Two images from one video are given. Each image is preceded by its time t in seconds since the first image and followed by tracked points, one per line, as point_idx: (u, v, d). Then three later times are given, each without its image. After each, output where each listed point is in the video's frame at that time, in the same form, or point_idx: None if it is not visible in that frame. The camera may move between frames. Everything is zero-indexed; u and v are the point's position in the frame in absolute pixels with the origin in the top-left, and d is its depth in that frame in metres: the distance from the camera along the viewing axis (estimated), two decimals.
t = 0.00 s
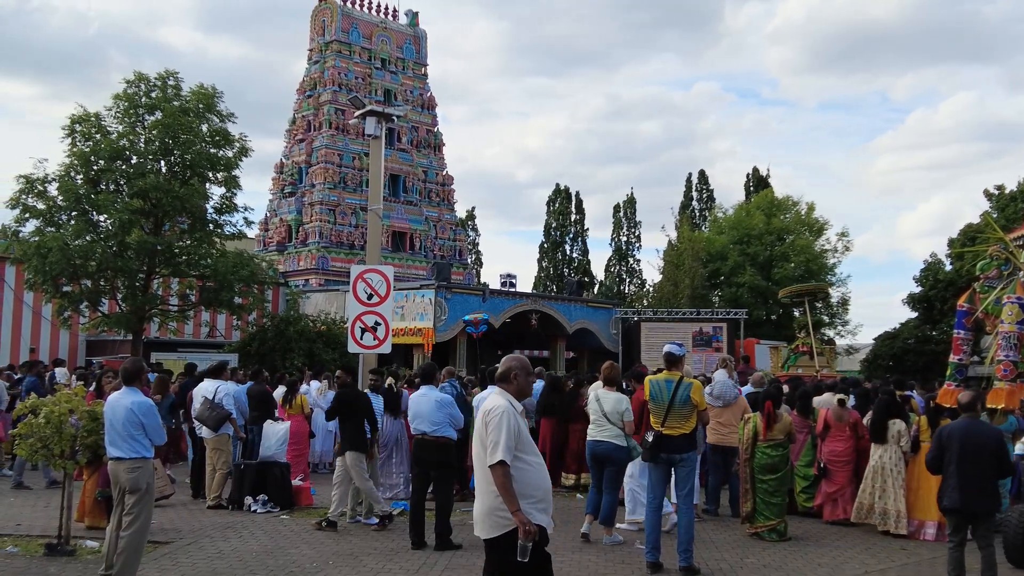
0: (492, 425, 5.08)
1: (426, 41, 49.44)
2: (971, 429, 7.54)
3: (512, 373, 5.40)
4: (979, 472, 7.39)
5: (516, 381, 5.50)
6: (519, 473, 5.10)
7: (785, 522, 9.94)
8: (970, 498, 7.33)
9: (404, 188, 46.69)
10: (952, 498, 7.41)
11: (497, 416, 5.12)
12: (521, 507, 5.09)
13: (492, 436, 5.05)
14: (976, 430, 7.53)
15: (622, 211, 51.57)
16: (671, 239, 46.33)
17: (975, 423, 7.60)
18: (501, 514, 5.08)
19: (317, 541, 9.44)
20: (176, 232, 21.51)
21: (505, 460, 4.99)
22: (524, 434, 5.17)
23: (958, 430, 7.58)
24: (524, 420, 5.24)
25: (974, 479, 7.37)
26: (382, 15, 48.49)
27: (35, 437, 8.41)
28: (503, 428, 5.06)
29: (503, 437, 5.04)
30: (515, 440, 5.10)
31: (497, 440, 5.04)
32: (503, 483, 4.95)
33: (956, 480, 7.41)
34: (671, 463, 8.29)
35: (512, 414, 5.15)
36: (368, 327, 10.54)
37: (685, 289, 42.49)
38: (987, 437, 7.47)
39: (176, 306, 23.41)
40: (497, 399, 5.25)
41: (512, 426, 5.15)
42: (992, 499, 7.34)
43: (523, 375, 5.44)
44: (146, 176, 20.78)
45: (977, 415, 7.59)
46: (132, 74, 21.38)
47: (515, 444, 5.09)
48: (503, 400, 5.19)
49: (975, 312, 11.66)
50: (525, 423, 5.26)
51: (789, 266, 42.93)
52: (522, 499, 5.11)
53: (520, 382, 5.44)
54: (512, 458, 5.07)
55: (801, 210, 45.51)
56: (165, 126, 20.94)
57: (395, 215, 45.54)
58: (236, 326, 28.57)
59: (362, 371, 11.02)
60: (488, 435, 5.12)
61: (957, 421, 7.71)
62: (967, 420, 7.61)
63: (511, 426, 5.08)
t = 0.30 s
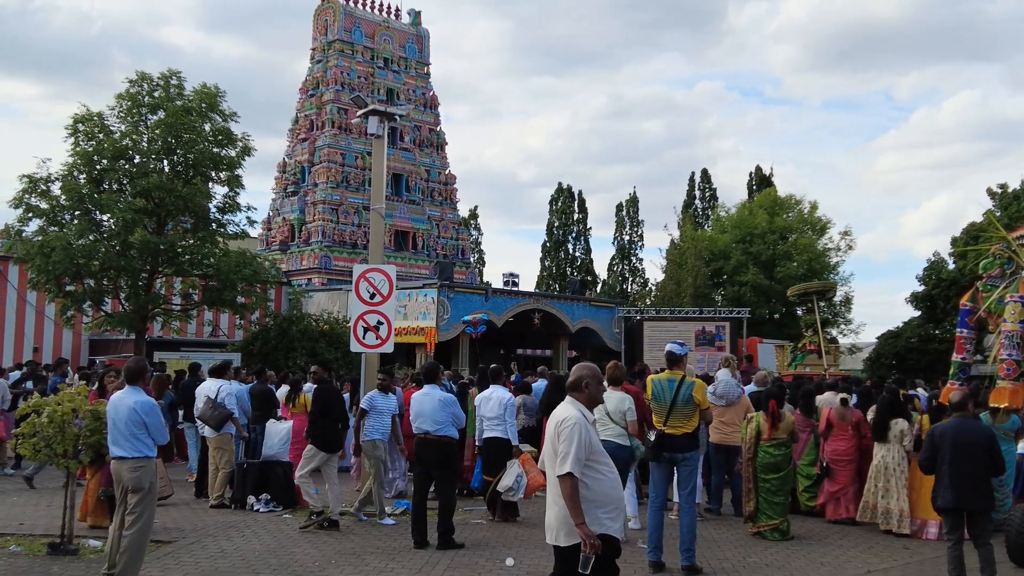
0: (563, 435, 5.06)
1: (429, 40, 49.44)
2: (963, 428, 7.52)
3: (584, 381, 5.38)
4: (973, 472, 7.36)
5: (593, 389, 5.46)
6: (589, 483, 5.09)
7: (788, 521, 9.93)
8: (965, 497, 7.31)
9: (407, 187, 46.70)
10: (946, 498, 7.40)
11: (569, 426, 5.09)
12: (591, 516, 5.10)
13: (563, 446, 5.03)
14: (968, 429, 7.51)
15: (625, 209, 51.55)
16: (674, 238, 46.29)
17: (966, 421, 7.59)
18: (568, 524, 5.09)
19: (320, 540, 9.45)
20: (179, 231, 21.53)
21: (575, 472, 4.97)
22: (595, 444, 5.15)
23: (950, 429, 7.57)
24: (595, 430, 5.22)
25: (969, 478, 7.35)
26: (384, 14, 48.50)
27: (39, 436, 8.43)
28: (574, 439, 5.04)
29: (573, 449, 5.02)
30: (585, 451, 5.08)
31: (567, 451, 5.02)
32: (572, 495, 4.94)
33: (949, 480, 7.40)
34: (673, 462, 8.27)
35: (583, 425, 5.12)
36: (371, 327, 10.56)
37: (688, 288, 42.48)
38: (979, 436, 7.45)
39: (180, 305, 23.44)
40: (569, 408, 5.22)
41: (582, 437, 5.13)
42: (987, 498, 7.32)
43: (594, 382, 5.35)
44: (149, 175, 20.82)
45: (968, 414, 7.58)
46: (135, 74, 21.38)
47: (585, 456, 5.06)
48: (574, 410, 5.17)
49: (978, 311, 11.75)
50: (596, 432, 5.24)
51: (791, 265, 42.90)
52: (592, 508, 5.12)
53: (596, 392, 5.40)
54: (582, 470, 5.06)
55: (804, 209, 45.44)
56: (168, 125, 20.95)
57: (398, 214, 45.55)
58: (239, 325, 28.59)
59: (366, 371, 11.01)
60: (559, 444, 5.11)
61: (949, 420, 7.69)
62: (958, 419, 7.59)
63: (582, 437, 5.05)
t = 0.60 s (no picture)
0: (636, 430, 5.20)
1: (430, 40, 49.43)
2: (955, 427, 7.53)
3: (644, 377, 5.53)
4: (968, 471, 7.35)
5: (646, 382, 5.64)
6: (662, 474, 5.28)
7: (790, 521, 9.92)
8: (960, 497, 7.30)
9: (408, 187, 46.72)
10: (941, 498, 7.37)
11: (639, 420, 5.24)
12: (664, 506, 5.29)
13: (638, 441, 5.16)
14: (960, 428, 7.53)
15: (627, 209, 51.54)
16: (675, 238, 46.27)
17: (959, 422, 7.61)
18: (645, 515, 5.27)
19: (321, 539, 9.46)
20: (180, 231, 21.55)
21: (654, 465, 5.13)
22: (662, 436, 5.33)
23: (943, 429, 7.57)
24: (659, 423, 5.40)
25: (964, 478, 7.34)
26: (386, 14, 48.51)
27: (40, 436, 8.44)
28: (649, 434, 5.20)
29: (650, 443, 5.18)
30: (657, 445, 5.25)
31: (643, 445, 5.16)
32: (654, 488, 5.10)
33: (945, 480, 7.38)
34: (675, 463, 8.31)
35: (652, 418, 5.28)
36: (372, 326, 10.56)
37: (689, 287, 42.47)
38: (973, 436, 7.46)
39: (181, 305, 23.45)
40: (634, 401, 5.36)
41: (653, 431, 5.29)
42: (983, 497, 7.30)
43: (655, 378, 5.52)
44: (151, 175, 20.82)
45: (960, 414, 7.61)
46: (136, 74, 21.39)
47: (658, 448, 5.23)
48: (642, 404, 5.32)
49: (979, 310, 11.72)
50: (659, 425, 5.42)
51: (793, 265, 42.87)
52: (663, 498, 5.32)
53: (651, 384, 5.60)
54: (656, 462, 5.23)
55: (806, 208, 45.39)
56: (169, 125, 20.94)
57: (399, 214, 45.56)
58: (241, 325, 28.59)
59: (368, 371, 11.00)
60: (631, 439, 5.24)
61: (941, 420, 7.71)
62: (950, 419, 7.61)
63: (654, 430, 5.23)
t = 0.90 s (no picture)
0: (701, 431, 5.27)
1: (431, 39, 49.40)
2: (954, 426, 7.55)
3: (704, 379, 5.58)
4: (969, 469, 7.34)
5: (705, 385, 5.75)
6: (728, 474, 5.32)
7: (791, 520, 9.92)
8: (962, 495, 7.26)
9: (409, 186, 46.72)
10: (942, 496, 7.32)
11: (703, 421, 5.32)
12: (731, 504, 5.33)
13: (705, 441, 5.23)
14: (958, 427, 7.55)
15: (628, 209, 51.53)
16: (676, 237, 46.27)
17: (956, 421, 7.63)
18: (713, 514, 5.31)
19: (322, 539, 9.47)
20: (182, 231, 21.57)
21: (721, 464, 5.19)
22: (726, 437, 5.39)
23: (941, 429, 7.58)
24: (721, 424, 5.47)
25: (964, 476, 7.33)
26: (387, 14, 48.49)
27: (41, 436, 8.43)
28: (713, 434, 5.27)
29: (715, 443, 5.24)
30: (722, 444, 5.31)
31: (709, 444, 5.23)
32: (722, 487, 5.16)
33: (945, 478, 7.35)
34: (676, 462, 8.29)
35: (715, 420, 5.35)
36: (373, 326, 10.56)
37: (690, 287, 42.47)
38: (971, 435, 7.48)
39: (183, 304, 23.44)
40: (696, 403, 5.46)
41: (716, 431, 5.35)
42: (983, 495, 7.29)
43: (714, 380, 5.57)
44: (152, 175, 20.81)
45: (958, 414, 7.64)
46: (137, 74, 21.40)
47: (724, 448, 5.30)
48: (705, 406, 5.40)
49: (980, 309, 11.69)
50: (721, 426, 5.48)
51: (794, 264, 42.88)
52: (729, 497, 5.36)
53: (710, 387, 5.70)
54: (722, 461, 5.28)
55: (807, 208, 45.37)
56: (170, 125, 20.94)
57: (401, 214, 45.56)
58: (242, 324, 28.60)
59: (369, 371, 10.98)
60: (695, 439, 5.31)
61: (939, 421, 7.72)
62: (948, 419, 7.64)
63: (719, 430, 5.29)
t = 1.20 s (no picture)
0: (757, 429, 5.34)
1: (432, 38, 49.39)
2: (957, 425, 7.54)
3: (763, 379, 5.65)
4: (972, 468, 7.35)
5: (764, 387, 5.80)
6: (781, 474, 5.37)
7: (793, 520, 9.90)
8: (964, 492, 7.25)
9: (410, 186, 46.71)
10: (944, 493, 7.31)
11: (759, 420, 5.39)
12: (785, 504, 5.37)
13: (759, 439, 5.31)
14: (961, 426, 7.54)
15: (629, 208, 51.51)
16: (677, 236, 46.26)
17: (958, 420, 7.62)
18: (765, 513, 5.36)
19: (323, 538, 9.47)
20: (183, 230, 21.55)
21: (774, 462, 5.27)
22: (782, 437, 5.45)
23: (944, 427, 7.56)
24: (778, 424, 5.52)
25: (966, 474, 7.32)
26: (388, 13, 48.49)
27: (41, 435, 8.43)
28: (768, 433, 5.33)
29: (770, 442, 5.31)
30: (777, 444, 5.37)
31: (764, 444, 5.30)
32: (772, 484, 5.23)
33: (948, 475, 7.33)
34: (676, 462, 8.28)
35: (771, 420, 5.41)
36: (374, 325, 10.55)
37: (691, 286, 42.46)
38: (973, 434, 7.49)
39: (183, 304, 23.40)
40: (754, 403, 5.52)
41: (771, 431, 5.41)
42: (984, 494, 7.30)
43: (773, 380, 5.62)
44: (153, 174, 20.77)
45: (960, 413, 7.63)
46: (137, 73, 21.41)
47: (779, 447, 5.36)
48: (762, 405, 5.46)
49: (982, 309, 11.81)
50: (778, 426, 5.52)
51: (795, 263, 42.87)
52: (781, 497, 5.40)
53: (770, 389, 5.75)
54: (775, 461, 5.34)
55: (808, 207, 45.35)
56: (171, 124, 20.92)
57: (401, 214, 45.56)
58: (243, 323, 28.59)
59: (369, 371, 10.95)
60: (750, 437, 5.39)
61: (941, 419, 7.69)
62: (950, 417, 7.62)
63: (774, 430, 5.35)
